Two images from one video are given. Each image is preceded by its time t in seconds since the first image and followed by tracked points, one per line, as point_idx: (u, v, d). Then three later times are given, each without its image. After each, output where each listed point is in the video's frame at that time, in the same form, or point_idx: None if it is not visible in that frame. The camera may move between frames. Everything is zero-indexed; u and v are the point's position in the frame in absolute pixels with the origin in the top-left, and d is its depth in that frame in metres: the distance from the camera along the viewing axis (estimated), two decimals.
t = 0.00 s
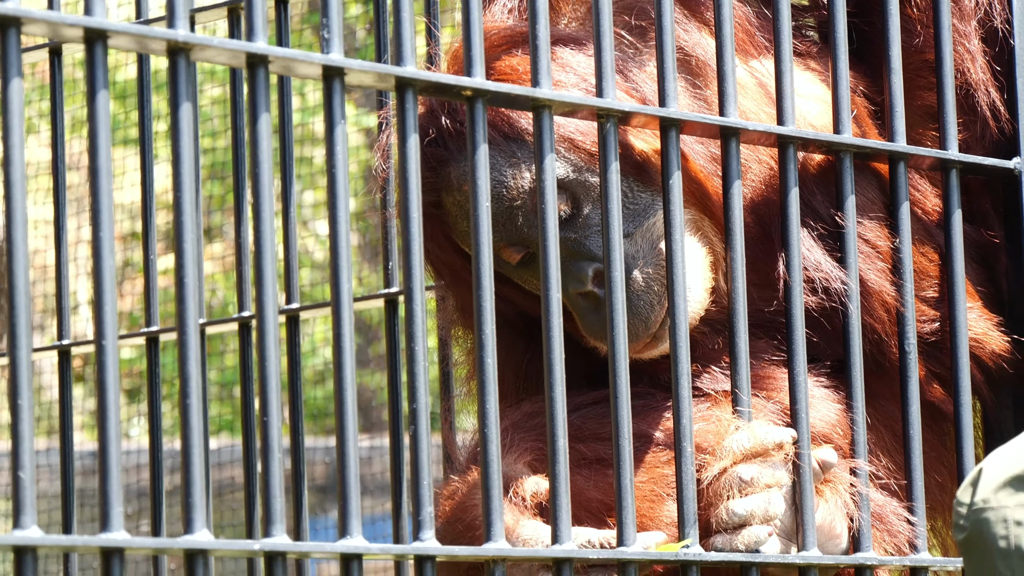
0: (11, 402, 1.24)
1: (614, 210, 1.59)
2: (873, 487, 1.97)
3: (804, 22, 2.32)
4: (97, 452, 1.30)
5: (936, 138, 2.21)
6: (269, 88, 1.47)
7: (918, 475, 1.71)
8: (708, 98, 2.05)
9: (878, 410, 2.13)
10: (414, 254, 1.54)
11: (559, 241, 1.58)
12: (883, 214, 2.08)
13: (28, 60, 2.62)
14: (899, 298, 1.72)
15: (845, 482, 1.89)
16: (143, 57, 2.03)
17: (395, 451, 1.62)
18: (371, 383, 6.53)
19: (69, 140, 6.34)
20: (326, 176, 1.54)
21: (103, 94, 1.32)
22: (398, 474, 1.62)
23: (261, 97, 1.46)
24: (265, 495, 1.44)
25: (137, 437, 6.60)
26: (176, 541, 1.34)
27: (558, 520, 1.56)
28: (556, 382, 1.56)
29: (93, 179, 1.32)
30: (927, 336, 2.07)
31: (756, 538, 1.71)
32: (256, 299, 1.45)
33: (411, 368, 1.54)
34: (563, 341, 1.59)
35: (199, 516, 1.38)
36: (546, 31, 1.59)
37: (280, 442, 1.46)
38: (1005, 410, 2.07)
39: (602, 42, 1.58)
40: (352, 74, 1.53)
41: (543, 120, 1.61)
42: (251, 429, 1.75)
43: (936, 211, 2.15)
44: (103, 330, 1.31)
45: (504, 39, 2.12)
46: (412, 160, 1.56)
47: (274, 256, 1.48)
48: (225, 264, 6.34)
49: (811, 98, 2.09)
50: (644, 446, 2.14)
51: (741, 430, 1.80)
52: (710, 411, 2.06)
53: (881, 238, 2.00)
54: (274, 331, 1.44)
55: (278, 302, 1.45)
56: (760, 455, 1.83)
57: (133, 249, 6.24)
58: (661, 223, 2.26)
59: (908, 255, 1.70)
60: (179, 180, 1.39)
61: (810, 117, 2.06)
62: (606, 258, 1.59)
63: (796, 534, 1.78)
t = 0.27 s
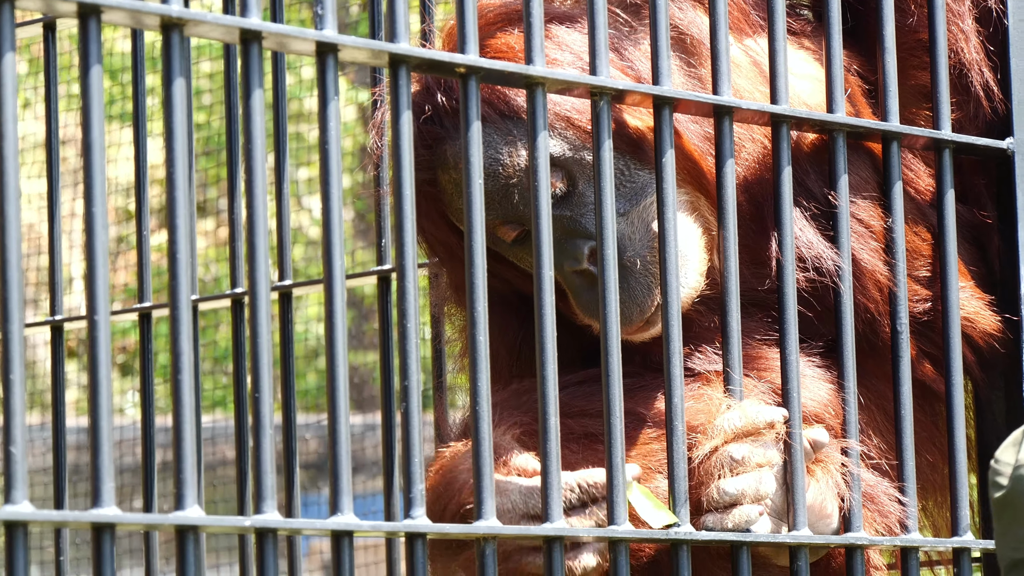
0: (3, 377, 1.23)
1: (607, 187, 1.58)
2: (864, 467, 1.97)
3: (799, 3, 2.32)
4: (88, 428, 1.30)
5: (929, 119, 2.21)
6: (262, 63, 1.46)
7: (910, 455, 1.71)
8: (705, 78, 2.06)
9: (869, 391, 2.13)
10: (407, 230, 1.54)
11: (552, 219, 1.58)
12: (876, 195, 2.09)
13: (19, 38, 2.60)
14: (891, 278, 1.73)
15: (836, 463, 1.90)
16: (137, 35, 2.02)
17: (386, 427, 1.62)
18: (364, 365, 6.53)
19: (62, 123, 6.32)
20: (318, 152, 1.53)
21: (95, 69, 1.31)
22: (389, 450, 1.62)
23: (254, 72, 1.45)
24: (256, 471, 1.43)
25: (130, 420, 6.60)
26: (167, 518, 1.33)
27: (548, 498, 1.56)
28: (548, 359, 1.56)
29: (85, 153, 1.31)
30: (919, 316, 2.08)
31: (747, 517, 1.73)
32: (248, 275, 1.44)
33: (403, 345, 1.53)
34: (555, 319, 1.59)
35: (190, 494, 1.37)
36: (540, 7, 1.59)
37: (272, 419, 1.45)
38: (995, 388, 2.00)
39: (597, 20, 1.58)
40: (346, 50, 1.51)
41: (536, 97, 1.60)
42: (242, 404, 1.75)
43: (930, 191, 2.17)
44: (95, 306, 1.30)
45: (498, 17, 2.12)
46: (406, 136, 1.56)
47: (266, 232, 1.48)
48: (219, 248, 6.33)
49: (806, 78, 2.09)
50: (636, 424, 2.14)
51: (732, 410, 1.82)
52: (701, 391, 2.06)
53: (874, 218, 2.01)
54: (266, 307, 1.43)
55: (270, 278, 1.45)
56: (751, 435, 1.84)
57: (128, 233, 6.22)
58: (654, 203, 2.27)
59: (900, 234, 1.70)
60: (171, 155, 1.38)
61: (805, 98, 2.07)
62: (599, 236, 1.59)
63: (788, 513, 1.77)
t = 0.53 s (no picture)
0: None
1: (597, 172, 1.58)
2: (853, 453, 1.98)
3: None
4: (78, 410, 1.29)
5: (921, 106, 2.21)
6: (254, 45, 1.46)
7: (899, 441, 1.71)
8: (695, 63, 2.05)
9: (859, 377, 2.14)
10: (397, 214, 1.54)
11: (542, 203, 1.57)
12: (867, 183, 2.09)
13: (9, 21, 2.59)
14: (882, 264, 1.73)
15: (826, 448, 1.91)
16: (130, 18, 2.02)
17: (376, 411, 1.62)
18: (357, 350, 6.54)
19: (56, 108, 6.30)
20: (309, 135, 1.53)
21: (87, 49, 1.30)
22: (379, 434, 1.62)
23: (246, 55, 1.45)
24: (246, 454, 1.43)
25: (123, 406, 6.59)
26: (156, 500, 1.32)
27: (538, 482, 1.56)
28: (538, 343, 1.56)
29: (76, 134, 1.31)
30: (909, 303, 2.08)
31: (737, 503, 1.73)
32: (238, 257, 1.44)
33: (393, 328, 1.53)
34: (545, 303, 1.59)
35: (179, 476, 1.36)
36: None
37: (262, 402, 1.44)
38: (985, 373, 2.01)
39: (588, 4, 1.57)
40: (337, 33, 1.51)
41: (528, 81, 1.59)
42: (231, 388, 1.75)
43: (921, 179, 2.18)
44: (85, 287, 1.29)
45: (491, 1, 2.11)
46: (397, 120, 1.55)
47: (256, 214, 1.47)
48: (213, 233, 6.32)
49: (798, 65, 2.09)
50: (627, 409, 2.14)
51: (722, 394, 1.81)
52: (691, 376, 2.06)
53: (863, 206, 2.03)
54: (257, 290, 1.43)
55: (261, 260, 1.44)
56: (741, 419, 1.84)
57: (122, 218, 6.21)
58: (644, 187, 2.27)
59: (891, 220, 1.70)
60: (162, 136, 1.38)
61: (797, 84, 2.06)
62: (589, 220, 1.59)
63: (777, 499, 1.78)
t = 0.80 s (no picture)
0: None
1: (595, 169, 1.58)
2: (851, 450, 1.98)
3: None
4: (75, 408, 1.28)
5: (918, 102, 2.21)
6: (251, 44, 1.46)
7: (898, 438, 1.71)
8: (690, 61, 2.05)
9: (856, 374, 2.14)
10: (395, 211, 1.54)
11: (539, 201, 1.58)
12: (863, 180, 2.10)
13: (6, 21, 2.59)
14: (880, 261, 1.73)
15: (824, 445, 1.91)
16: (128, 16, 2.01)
17: (375, 408, 1.62)
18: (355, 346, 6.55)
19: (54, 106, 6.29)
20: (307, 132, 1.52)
21: (84, 47, 1.29)
22: (377, 431, 1.62)
23: (243, 53, 1.44)
24: (244, 452, 1.42)
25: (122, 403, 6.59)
26: (153, 498, 1.31)
27: (536, 480, 1.56)
28: (535, 340, 1.56)
29: (73, 131, 1.30)
30: (906, 300, 2.09)
31: (734, 500, 1.73)
32: (236, 254, 1.44)
33: (391, 325, 1.53)
34: (542, 300, 1.59)
35: (177, 473, 1.35)
36: None
37: (259, 399, 1.44)
38: (983, 372, 2.00)
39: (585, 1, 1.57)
40: (335, 31, 1.51)
41: (525, 78, 1.59)
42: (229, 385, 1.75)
43: (919, 176, 2.17)
44: (82, 285, 1.29)
45: None
46: (394, 117, 1.55)
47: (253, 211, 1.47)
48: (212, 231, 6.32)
49: (795, 62, 2.09)
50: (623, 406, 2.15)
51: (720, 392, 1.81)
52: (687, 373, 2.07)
53: (859, 203, 2.05)
54: (254, 287, 1.43)
55: (258, 257, 1.44)
56: (739, 416, 1.83)
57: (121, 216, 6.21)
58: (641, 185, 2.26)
59: (888, 217, 1.70)
60: (159, 134, 1.37)
61: (793, 81, 2.06)
62: (586, 217, 1.59)
63: (776, 496, 1.80)
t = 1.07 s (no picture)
0: None
1: (589, 166, 1.58)
2: (846, 446, 1.99)
3: None
4: (70, 406, 1.27)
5: (913, 99, 2.22)
6: (246, 42, 1.45)
7: (893, 434, 1.71)
8: (684, 57, 2.05)
9: (851, 370, 2.14)
10: (389, 209, 1.54)
11: (534, 197, 1.58)
12: (859, 176, 2.10)
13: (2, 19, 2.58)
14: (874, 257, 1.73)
15: (819, 442, 1.91)
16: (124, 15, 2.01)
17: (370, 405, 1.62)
18: (351, 343, 6.55)
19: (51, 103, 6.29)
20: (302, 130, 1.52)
21: (79, 45, 1.29)
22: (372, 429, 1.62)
23: (238, 51, 1.44)
24: (239, 449, 1.42)
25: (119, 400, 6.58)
26: (148, 495, 1.31)
27: (532, 477, 1.56)
28: (530, 337, 1.56)
29: (67, 129, 1.30)
30: (902, 297, 2.09)
31: (730, 496, 1.72)
32: (231, 252, 1.43)
33: (386, 322, 1.53)
34: (538, 297, 1.58)
35: (171, 471, 1.34)
36: None
37: (254, 397, 1.44)
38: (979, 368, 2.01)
39: None
40: (330, 29, 1.50)
41: (520, 76, 1.59)
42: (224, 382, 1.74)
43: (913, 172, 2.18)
44: (77, 282, 1.28)
45: None
46: (389, 115, 1.55)
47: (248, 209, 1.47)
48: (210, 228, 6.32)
49: (790, 59, 2.09)
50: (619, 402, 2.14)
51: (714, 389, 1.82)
52: (684, 370, 2.07)
53: (855, 199, 2.04)
54: (249, 285, 1.42)
55: (253, 255, 1.44)
56: (734, 413, 1.85)
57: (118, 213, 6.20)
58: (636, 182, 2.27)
59: (883, 214, 1.70)
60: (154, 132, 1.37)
61: (788, 77, 2.06)
62: (581, 214, 1.59)
63: (770, 493, 1.77)
